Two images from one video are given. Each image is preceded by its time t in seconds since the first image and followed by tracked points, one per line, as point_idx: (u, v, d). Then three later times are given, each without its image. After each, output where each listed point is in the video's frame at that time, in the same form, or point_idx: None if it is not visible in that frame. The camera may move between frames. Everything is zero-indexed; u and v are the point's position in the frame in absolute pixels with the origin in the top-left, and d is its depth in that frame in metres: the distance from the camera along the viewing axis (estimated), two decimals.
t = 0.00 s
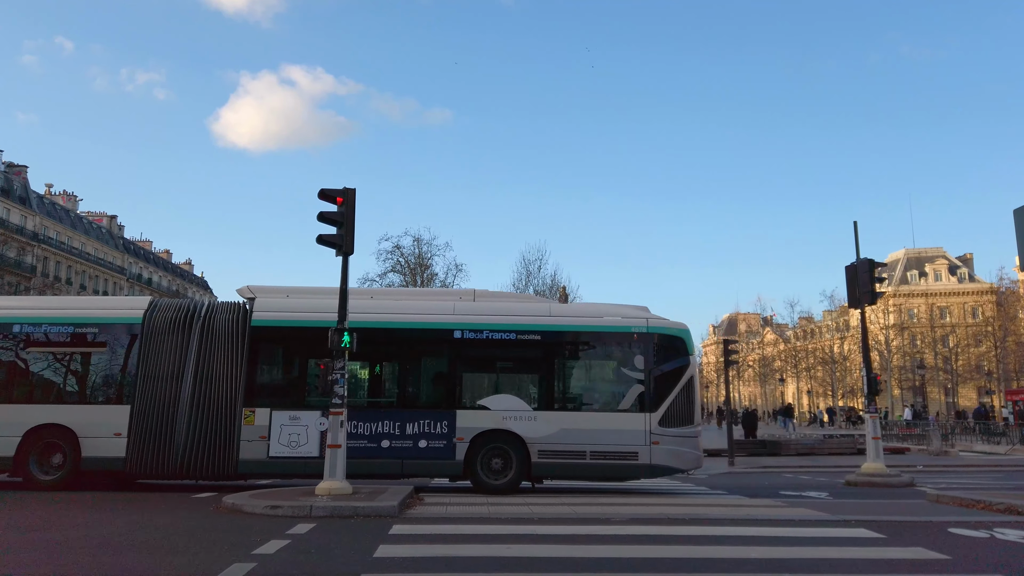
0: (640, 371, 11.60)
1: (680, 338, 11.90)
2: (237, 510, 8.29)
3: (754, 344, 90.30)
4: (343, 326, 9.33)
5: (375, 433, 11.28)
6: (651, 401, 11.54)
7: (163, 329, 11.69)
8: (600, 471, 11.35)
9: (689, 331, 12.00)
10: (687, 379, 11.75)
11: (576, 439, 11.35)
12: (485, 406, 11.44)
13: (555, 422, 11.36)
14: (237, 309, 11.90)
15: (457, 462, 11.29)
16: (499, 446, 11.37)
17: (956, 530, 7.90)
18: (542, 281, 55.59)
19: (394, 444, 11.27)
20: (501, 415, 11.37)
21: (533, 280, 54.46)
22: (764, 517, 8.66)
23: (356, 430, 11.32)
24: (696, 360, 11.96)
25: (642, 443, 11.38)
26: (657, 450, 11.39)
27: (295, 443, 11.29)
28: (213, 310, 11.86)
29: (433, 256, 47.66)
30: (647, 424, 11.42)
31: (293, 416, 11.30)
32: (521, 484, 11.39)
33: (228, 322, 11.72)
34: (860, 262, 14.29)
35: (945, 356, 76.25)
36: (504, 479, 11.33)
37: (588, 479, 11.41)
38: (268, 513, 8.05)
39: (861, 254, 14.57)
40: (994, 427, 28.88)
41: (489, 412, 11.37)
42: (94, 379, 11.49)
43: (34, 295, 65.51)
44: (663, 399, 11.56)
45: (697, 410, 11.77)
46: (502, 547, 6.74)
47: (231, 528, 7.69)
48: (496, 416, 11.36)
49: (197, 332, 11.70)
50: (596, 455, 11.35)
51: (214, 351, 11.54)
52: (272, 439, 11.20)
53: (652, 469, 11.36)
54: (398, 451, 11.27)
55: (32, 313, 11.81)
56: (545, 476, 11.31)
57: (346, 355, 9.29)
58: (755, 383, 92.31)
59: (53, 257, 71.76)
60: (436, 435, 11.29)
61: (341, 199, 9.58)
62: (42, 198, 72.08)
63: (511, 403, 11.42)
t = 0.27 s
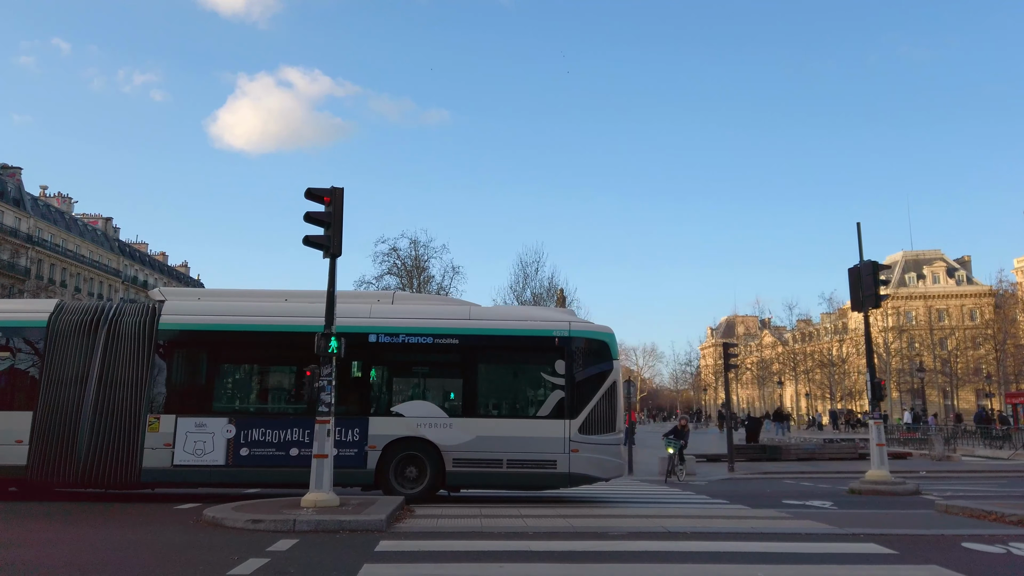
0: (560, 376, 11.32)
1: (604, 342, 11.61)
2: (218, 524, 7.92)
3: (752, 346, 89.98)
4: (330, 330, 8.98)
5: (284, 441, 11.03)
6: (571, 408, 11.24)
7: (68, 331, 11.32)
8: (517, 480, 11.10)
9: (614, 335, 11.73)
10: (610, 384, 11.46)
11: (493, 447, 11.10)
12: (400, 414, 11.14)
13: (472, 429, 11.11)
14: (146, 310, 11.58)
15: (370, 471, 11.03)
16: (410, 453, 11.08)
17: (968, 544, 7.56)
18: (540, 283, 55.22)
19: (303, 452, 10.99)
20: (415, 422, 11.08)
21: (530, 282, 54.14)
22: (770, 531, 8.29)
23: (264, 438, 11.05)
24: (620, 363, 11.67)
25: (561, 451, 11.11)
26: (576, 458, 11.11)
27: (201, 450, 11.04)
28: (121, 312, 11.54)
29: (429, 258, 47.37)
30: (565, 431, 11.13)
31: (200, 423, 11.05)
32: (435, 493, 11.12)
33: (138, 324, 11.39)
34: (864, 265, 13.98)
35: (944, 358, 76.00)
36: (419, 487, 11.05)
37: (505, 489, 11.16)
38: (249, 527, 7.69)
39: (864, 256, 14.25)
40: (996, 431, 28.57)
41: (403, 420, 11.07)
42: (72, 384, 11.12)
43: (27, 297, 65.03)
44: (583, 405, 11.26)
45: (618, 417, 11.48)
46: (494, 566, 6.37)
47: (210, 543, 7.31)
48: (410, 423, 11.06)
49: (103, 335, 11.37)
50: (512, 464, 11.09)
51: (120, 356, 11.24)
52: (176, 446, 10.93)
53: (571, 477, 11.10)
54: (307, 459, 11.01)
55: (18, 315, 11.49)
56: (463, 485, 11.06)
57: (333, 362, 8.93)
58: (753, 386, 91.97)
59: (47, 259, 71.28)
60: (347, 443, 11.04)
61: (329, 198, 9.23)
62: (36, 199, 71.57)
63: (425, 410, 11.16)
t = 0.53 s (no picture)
0: (474, 370, 11.01)
1: (519, 334, 11.32)
2: (201, 525, 7.56)
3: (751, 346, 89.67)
4: (319, 324, 8.62)
5: (185, 438, 10.77)
6: (484, 402, 10.93)
7: None
8: (425, 477, 10.79)
9: (532, 328, 11.42)
10: (525, 378, 11.12)
11: (402, 443, 10.77)
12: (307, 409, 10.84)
13: (382, 424, 10.79)
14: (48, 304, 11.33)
15: (273, 469, 10.74)
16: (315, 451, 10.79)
17: (987, 545, 7.23)
18: (538, 282, 54.87)
19: (203, 450, 10.75)
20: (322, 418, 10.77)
21: (528, 281, 53.82)
22: (778, 532, 7.94)
23: (165, 435, 10.79)
24: (538, 357, 11.34)
25: (472, 447, 10.79)
26: (488, 454, 10.81)
27: (99, 448, 10.76)
28: (21, 307, 11.22)
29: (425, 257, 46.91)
30: (477, 426, 10.83)
31: (98, 419, 10.77)
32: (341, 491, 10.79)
33: (40, 320, 11.13)
34: (869, 259, 13.64)
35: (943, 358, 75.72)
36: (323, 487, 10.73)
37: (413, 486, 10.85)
38: (233, 529, 7.31)
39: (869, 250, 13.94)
40: (999, 430, 28.27)
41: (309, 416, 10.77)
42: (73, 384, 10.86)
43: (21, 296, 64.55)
44: (496, 399, 10.95)
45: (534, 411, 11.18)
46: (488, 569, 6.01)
47: (190, 546, 6.95)
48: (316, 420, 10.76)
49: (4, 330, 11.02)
50: (421, 460, 10.79)
51: (22, 351, 10.92)
52: (74, 443, 10.65)
53: (481, 474, 10.78)
54: (208, 457, 10.75)
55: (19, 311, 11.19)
56: (370, 482, 10.74)
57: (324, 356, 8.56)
58: (752, 386, 91.67)
59: (41, 258, 70.73)
60: (251, 439, 10.79)
61: (318, 186, 8.88)
62: (31, 198, 71.03)
63: (334, 406, 10.83)
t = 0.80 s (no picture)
0: (378, 370, 10.65)
1: (427, 331, 10.93)
2: (179, 537, 7.19)
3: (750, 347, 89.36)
4: (306, 324, 8.23)
5: (75, 442, 10.49)
6: (389, 403, 10.57)
7: None
8: (327, 482, 10.43)
9: (441, 326, 11.03)
10: (432, 380, 10.71)
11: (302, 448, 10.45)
12: (203, 412, 10.57)
13: (280, 428, 10.49)
14: None
15: (166, 474, 10.44)
16: (212, 455, 10.49)
17: (1008, 560, 6.87)
18: (536, 281, 54.52)
19: (94, 455, 10.45)
20: (219, 421, 10.50)
21: (526, 281, 53.47)
22: (788, 542, 7.57)
23: (53, 439, 10.49)
24: (447, 355, 10.93)
25: (375, 451, 10.41)
26: (391, 458, 10.41)
27: None
28: None
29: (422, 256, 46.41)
30: (380, 430, 10.45)
31: None
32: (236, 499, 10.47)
33: None
34: (876, 257, 13.26)
35: (942, 359, 75.46)
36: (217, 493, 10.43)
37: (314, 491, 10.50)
38: (212, 541, 6.94)
39: (876, 249, 13.57)
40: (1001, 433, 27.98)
41: (206, 418, 10.50)
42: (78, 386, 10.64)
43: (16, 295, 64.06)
44: (399, 401, 10.56)
45: (442, 412, 10.75)
46: None
47: (166, 560, 6.58)
48: (213, 423, 10.48)
49: None
50: (323, 464, 10.41)
51: None
52: None
53: (383, 479, 10.39)
54: (98, 463, 10.45)
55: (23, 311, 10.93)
56: (266, 487, 10.42)
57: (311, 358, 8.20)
58: (751, 387, 91.35)
59: (36, 257, 70.23)
60: (143, 444, 10.48)
61: (306, 180, 8.47)
62: (26, 197, 70.51)
63: (229, 409, 10.57)
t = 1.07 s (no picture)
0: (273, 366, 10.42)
1: (327, 327, 10.69)
2: (153, 543, 6.84)
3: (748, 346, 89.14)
4: (290, 319, 7.88)
5: None
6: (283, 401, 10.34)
7: None
8: (217, 481, 10.25)
9: (345, 320, 10.79)
10: (330, 376, 10.47)
11: (190, 447, 10.31)
12: (92, 410, 10.41)
13: (169, 427, 10.32)
14: None
15: (50, 474, 10.26)
16: (101, 455, 10.34)
17: None
18: (533, 280, 54.25)
19: None
20: (106, 420, 10.34)
21: (523, 280, 53.18)
22: (797, 548, 7.22)
23: None
24: (350, 351, 10.70)
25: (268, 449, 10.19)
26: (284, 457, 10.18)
27: None
28: None
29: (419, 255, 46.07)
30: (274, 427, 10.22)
31: None
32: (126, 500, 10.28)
33: None
34: (882, 253, 12.93)
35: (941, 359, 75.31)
36: (104, 494, 10.24)
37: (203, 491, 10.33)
38: (188, 547, 6.58)
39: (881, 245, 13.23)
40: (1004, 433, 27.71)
41: (93, 417, 10.34)
42: (77, 383, 10.46)
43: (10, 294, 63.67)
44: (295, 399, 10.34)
45: (340, 409, 10.50)
46: None
47: (137, 568, 6.22)
48: (100, 421, 10.33)
49: None
50: (211, 465, 10.24)
51: None
52: None
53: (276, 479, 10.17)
54: None
55: (23, 307, 10.74)
56: (153, 487, 10.25)
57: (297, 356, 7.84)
58: (749, 387, 91.13)
59: (31, 256, 69.79)
60: (28, 443, 10.32)
61: (291, 169, 8.11)
62: (20, 195, 70.08)
63: (119, 408, 10.41)
